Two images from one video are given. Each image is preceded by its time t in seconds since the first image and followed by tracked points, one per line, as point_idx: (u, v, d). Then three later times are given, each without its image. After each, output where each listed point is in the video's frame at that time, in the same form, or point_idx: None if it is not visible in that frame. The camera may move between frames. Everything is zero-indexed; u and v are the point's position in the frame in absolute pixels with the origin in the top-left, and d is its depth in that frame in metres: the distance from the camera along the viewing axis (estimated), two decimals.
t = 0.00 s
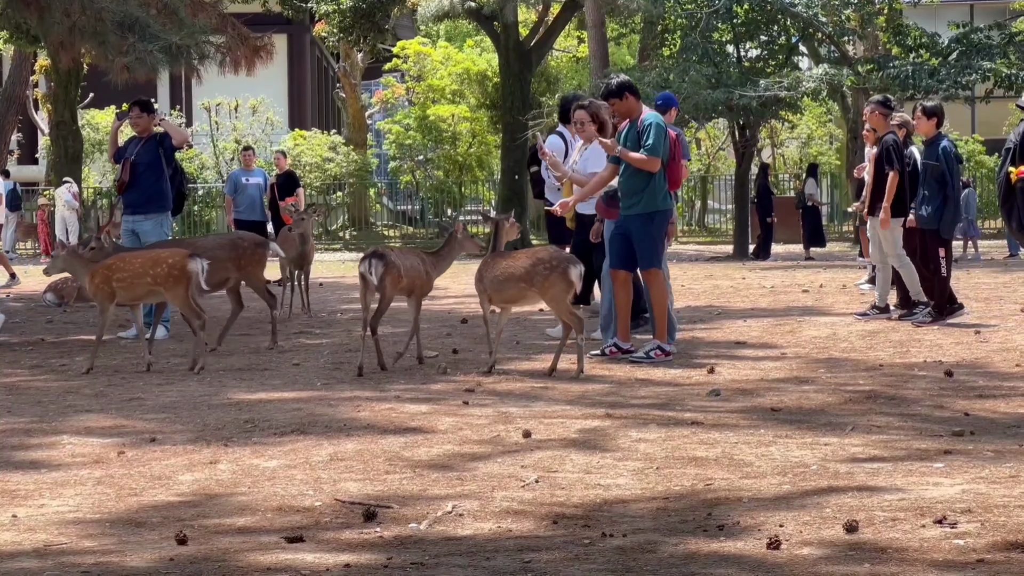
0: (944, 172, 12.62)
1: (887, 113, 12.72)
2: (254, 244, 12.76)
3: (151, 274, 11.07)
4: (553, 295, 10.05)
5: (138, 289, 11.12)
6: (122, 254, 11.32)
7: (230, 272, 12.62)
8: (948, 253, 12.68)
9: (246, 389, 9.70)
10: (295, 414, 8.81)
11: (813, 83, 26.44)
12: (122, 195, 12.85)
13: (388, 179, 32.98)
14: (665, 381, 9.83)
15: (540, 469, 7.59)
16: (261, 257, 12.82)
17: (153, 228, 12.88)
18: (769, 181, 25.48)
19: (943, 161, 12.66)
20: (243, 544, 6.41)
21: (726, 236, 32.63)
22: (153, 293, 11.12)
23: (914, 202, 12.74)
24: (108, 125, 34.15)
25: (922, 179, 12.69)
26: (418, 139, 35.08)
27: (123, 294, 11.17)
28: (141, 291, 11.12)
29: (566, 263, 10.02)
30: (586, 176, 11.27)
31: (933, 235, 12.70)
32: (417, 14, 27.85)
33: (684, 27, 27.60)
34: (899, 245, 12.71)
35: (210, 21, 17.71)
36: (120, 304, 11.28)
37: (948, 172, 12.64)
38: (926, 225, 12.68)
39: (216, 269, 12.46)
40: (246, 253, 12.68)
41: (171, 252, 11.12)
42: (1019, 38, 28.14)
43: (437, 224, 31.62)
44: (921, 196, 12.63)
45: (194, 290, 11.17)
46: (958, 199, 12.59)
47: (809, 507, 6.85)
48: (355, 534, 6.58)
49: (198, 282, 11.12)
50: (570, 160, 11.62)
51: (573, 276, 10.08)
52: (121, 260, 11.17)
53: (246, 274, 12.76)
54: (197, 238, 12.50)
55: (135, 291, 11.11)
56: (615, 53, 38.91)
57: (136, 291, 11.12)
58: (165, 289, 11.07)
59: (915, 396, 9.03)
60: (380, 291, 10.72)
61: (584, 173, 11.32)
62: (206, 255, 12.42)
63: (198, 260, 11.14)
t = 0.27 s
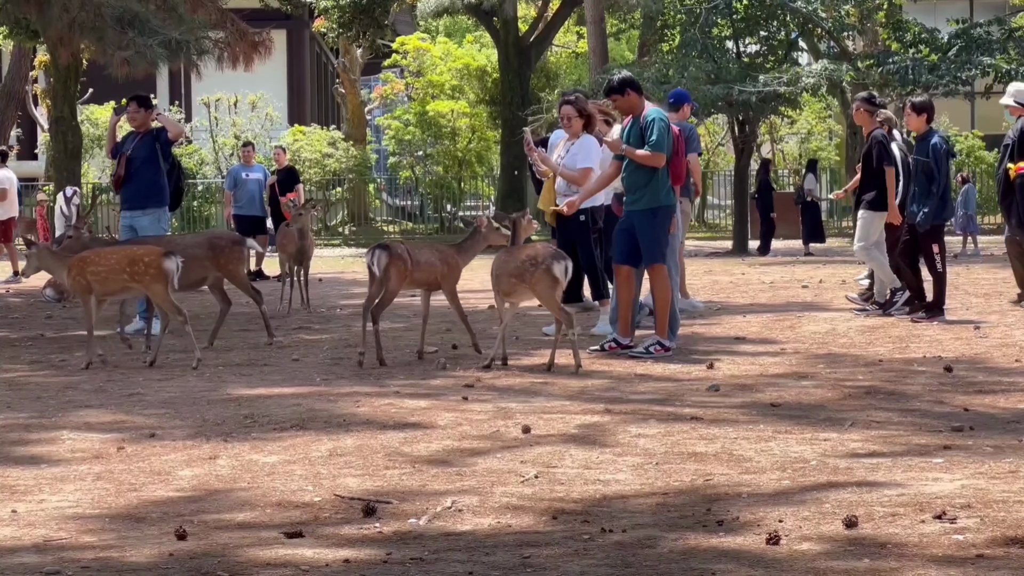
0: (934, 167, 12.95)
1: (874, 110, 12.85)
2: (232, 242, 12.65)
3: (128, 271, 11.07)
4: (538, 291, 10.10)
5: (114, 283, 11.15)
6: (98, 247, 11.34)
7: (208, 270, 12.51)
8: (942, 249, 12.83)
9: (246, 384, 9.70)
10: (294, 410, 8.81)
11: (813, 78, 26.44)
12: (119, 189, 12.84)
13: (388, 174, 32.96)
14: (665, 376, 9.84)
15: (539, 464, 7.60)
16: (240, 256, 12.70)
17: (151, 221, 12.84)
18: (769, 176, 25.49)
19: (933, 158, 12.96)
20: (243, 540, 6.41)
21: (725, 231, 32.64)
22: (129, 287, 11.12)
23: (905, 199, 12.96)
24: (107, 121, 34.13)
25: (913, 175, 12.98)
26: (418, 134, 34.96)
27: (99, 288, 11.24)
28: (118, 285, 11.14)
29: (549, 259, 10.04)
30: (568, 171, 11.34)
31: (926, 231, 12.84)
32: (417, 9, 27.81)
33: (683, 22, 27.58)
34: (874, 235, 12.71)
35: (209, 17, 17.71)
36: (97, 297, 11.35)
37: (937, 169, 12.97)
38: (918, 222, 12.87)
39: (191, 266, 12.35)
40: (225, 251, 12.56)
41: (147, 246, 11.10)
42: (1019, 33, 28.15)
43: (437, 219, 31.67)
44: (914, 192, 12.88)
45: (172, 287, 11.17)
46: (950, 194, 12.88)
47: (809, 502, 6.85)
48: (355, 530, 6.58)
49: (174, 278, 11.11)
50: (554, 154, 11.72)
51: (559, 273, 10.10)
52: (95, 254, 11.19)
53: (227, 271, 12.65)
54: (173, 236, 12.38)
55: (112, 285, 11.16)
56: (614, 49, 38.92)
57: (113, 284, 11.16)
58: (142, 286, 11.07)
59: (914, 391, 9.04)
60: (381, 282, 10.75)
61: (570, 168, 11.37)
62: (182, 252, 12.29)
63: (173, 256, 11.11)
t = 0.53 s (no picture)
0: (922, 165, 12.80)
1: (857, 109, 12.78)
2: (209, 239, 12.39)
3: (102, 265, 11.09)
4: (523, 286, 10.44)
5: (89, 279, 11.14)
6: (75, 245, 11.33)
7: (187, 268, 12.27)
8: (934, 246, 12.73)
9: (245, 380, 9.70)
10: (294, 405, 8.81)
11: (812, 74, 26.44)
12: (116, 185, 12.83)
13: (387, 171, 32.94)
14: (664, 372, 9.84)
15: (539, 460, 7.60)
16: (218, 253, 12.47)
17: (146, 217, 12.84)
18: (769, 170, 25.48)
19: (921, 155, 12.85)
20: (242, 535, 6.41)
21: (725, 228, 32.64)
22: (103, 282, 11.13)
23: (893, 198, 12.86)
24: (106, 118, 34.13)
25: (901, 174, 12.86)
26: (418, 131, 34.95)
27: (73, 285, 11.19)
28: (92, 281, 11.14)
29: (530, 256, 10.34)
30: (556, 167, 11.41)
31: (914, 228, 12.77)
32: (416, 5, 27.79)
33: (682, 19, 27.56)
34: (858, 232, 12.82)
35: (208, 13, 17.71)
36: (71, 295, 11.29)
37: (926, 166, 12.81)
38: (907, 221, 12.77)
39: (170, 261, 12.06)
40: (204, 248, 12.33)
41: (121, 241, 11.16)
42: (1018, 29, 28.14)
43: (435, 216, 31.66)
44: (901, 190, 12.73)
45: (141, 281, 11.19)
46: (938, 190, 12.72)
47: (808, 498, 6.86)
48: (354, 526, 6.58)
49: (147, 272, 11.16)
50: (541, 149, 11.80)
51: (543, 267, 10.39)
52: (73, 251, 11.19)
53: (204, 269, 12.42)
54: (151, 231, 12.17)
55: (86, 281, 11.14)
56: (613, 46, 38.91)
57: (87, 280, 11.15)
58: (111, 279, 11.10)
59: (914, 387, 9.03)
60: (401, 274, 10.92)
61: (560, 165, 11.43)
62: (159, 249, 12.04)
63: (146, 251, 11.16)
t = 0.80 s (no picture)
0: (904, 161, 12.64)
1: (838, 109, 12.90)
2: (186, 238, 12.22)
3: (75, 264, 11.25)
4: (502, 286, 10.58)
5: (62, 278, 11.31)
6: (50, 244, 11.50)
7: (161, 266, 12.14)
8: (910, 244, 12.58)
9: (243, 378, 9.70)
10: (292, 403, 8.81)
11: (811, 72, 26.44)
12: (113, 183, 12.82)
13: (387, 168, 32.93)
14: (662, 369, 9.84)
15: (537, 458, 7.60)
16: (196, 251, 12.27)
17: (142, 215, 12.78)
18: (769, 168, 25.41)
19: (901, 151, 12.66)
20: (240, 533, 6.42)
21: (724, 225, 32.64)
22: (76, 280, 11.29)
23: (872, 196, 12.72)
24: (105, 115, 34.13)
25: (882, 171, 12.68)
26: (416, 128, 34.96)
27: (49, 283, 11.37)
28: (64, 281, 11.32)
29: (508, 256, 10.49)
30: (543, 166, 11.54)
31: (893, 227, 12.64)
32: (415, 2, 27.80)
33: (681, 16, 27.56)
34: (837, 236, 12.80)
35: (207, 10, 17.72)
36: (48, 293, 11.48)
37: (908, 163, 12.66)
38: (888, 217, 12.62)
39: (144, 260, 12.00)
40: (178, 246, 12.12)
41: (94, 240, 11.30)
42: (1017, 26, 28.15)
43: (434, 213, 31.65)
44: (880, 187, 12.58)
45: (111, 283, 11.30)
46: (918, 189, 12.56)
47: (807, 496, 6.86)
48: (352, 523, 6.58)
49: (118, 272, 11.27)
50: (530, 149, 11.90)
51: (518, 269, 10.53)
52: (49, 249, 11.35)
53: (177, 268, 12.24)
54: (127, 231, 12.06)
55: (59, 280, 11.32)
56: (611, 43, 38.92)
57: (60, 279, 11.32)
58: (83, 278, 11.23)
59: (912, 385, 9.03)
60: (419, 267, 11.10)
61: (548, 164, 11.54)
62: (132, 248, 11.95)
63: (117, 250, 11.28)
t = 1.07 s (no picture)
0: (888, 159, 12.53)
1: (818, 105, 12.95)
2: (162, 239, 12.21)
3: (48, 263, 11.45)
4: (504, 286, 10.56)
5: (36, 277, 11.46)
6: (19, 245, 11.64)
7: (136, 267, 12.13)
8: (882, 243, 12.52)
9: (240, 377, 9.70)
10: (289, 403, 8.81)
11: (808, 72, 26.44)
12: (109, 182, 12.79)
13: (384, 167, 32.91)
14: (660, 368, 9.84)
15: (534, 457, 7.60)
16: (170, 252, 12.26)
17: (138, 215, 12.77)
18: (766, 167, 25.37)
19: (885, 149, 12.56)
20: (236, 532, 6.42)
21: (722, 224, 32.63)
22: (49, 279, 11.47)
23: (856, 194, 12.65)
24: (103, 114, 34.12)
25: (865, 170, 12.59)
26: (413, 127, 34.97)
27: (21, 284, 11.49)
28: (38, 280, 11.48)
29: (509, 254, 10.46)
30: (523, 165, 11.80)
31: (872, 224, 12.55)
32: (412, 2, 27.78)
33: (678, 15, 27.56)
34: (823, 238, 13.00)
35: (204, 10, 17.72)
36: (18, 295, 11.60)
37: (891, 162, 12.56)
38: (867, 215, 12.55)
39: (114, 262, 11.94)
40: (152, 247, 12.10)
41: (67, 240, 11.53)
42: (1014, 26, 28.15)
43: (432, 212, 31.63)
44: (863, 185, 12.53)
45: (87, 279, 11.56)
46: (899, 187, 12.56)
47: (804, 495, 6.86)
48: (349, 522, 6.58)
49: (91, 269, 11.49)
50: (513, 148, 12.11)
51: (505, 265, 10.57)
52: (19, 250, 11.50)
53: (153, 269, 12.23)
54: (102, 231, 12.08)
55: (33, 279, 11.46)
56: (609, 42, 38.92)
57: (33, 279, 11.46)
58: (60, 277, 11.47)
59: (909, 384, 9.04)
60: (427, 269, 11.05)
61: (529, 165, 11.79)
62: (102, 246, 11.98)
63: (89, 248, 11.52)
